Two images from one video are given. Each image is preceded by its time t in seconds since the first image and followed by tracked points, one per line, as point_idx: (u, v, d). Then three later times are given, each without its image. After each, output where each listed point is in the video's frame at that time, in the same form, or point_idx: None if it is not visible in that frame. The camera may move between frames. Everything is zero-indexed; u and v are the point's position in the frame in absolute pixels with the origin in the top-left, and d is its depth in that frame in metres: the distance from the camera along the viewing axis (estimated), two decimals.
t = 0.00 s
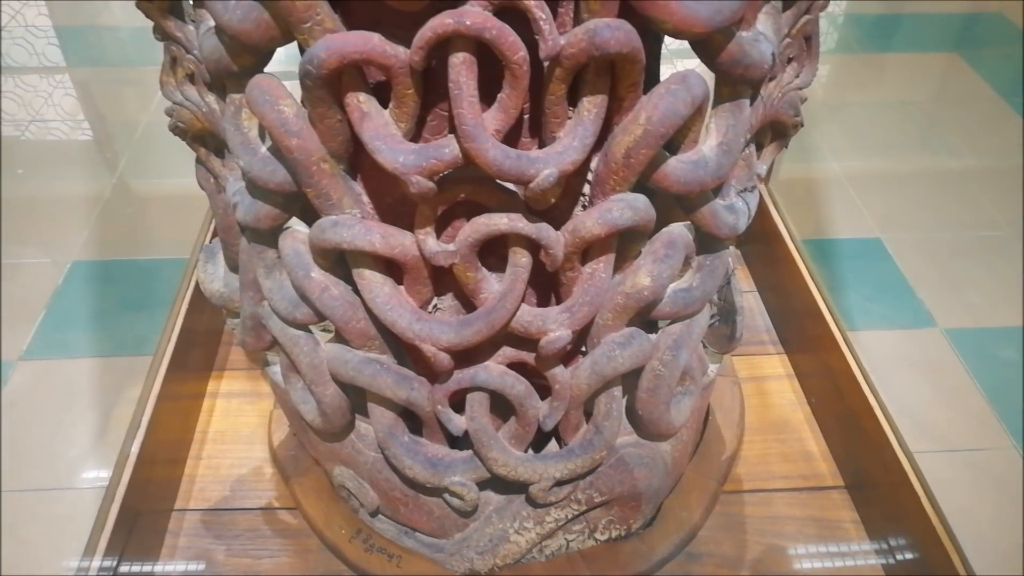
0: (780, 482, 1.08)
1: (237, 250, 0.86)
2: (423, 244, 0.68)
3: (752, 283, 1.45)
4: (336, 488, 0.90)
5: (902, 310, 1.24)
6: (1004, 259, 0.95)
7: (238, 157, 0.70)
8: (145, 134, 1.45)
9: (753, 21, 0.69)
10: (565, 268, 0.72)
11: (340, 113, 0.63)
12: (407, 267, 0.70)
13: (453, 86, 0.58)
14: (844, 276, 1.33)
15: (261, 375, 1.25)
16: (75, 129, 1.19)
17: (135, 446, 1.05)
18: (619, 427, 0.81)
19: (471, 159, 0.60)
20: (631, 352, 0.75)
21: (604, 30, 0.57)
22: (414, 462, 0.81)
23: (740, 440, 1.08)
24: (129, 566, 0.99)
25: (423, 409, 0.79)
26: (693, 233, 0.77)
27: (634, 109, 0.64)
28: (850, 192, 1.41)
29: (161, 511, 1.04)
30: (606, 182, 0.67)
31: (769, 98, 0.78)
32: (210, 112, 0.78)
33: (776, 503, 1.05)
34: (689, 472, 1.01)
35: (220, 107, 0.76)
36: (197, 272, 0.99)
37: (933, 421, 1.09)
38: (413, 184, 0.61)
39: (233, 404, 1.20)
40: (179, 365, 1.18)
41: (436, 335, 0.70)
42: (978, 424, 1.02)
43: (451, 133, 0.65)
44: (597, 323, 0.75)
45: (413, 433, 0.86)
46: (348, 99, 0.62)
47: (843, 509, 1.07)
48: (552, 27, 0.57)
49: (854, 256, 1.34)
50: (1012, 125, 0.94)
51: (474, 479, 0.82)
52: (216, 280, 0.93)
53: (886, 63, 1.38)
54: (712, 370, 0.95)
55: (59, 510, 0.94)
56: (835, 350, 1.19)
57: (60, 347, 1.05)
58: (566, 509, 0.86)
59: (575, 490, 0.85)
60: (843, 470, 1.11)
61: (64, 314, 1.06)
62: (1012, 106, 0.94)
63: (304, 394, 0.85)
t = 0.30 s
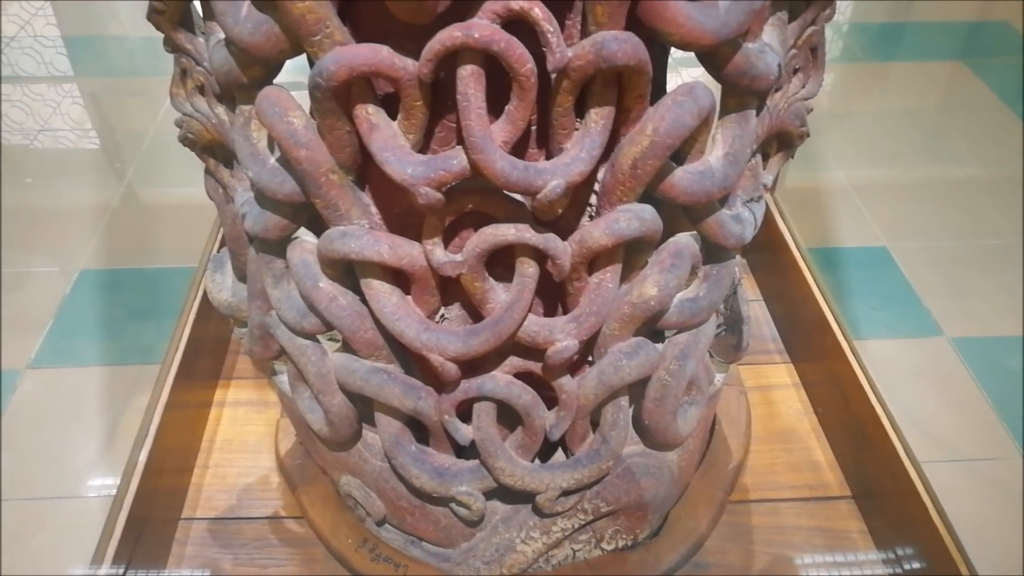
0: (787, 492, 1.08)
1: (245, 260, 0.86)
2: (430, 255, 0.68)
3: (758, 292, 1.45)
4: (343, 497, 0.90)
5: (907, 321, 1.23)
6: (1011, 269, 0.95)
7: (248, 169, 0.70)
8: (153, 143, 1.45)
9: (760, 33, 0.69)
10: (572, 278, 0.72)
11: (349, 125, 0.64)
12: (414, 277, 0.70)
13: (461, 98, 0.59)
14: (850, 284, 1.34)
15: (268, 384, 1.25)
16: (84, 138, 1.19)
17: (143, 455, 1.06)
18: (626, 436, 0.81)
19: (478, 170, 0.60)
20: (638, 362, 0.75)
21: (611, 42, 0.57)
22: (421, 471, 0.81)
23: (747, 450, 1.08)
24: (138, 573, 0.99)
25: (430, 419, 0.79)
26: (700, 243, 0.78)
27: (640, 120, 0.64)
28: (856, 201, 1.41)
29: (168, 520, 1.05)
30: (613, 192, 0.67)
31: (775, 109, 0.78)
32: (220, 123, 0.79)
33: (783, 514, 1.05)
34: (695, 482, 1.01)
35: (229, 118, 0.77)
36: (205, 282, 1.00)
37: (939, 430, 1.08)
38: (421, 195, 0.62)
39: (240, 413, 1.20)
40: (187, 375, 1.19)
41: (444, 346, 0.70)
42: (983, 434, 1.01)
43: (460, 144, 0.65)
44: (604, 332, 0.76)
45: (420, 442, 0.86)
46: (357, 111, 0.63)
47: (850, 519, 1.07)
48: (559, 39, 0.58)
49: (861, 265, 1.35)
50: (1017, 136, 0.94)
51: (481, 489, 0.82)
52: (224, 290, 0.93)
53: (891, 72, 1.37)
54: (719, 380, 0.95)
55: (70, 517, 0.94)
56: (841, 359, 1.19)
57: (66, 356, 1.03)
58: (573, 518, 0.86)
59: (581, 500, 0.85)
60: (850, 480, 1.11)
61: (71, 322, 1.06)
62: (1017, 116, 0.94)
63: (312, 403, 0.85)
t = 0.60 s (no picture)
0: (792, 505, 1.09)
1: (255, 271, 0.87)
2: (438, 268, 0.69)
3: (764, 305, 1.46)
4: (349, 507, 0.91)
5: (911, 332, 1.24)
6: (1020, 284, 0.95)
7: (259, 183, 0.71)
8: (164, 153, 1.47)
9: (765, 51, 0.70)
10: (578, 291, 0.73)
11: (359, 141, 0.65)
12: (422, 290, 0.71)
13: (470, 115, 0.60)
14: (855, 296, 1.34)
15: (275, 393, 1.26)
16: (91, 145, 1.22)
17: (152, 463, 1.07)
18: (630, 448, 0.82)
19: (486, 186, 0.61)
20: (642, 375, 0.76)
21: (618, 62, 0.58)
22: (427, 482, 0.82)
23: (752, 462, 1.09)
24: None
25: (437, 430, 0.80)
26: (705, 257, 0.78)
27: (646, 137, 0.65)
28: (860, 215, 1.42)
29: (175, 528, 1.06)
30: (619, 207, 0.68)
31: (779, 125, 0.79)
32: (232, 137, 0.80)
33: (787, 526, 1.05)
34: (699, 493, 1.02)
35: (241, 132, 0.78)
36: (215, 292, 1.01)
37: (944, 444, 1.08)
38: (429, 210, 0.63)
39: (248, 422, 1.21)
40: (195, 383, 1.20)
41: (451, 358, 0.71)
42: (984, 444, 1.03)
43: (468, 160, 0.66)
44: (609, 345, 0.76)
45: (426, 453, 0.87)
46: (368, 127, 0.64)
47: (854, 531, 1.07)
48: (567, 59, 0.58)
49: (866, 277, 1.35)
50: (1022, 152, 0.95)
51: (486, 500, 0.83)
52: (233, 299, 0.94)
53: (896, 84, 1.39)
54: (723, 392, 0.96)
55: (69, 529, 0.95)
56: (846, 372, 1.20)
57: (78, 364, 1.09)
58: (577, 530, 0.86)
59: (586, 512, 0.85)
60: (855, 492, 1.11)
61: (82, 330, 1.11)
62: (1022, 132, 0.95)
63: (320, 414, 0.86)
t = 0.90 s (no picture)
0: (796, 515, 1.08)
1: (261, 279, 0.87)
2: (444, 277, 0.70)
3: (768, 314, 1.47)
4: (353, 515, 0.91)
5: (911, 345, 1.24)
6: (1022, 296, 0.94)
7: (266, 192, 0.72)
8: (170, 162, 1.48)
9: (768, 63, 0.70)
10: (582, 300, 0.73)
11: (365, 150, 0.65)
12: (427, 299, 0.71)
13: (475, 125, 0.60)
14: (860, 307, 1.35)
15: (280, 402, 1.27)
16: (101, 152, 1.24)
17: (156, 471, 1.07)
18: (635, 457, 0.82)
19: (491, 195, 0.62)
20: (647, 384, 0.76)
21: (622, 73, 0.58)
22: (432, 491, 0.82)
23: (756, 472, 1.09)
24: None
25: (441, 439, 0.80)
26: (708, 267, 0.79)
27: (650, 147, 0.66)
28: (865, 226, 1.42)
29: (179, 536, 1.06)
30: (624, 217, 0.68)
31: (783, 136, 0.79)
32: (238, 146, 0.80)
33: (791, 537, 1.05)
34: (704, 503, 1.01)
35: (248, 141, 0.78)
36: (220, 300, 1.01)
37: (948, 456, 1.08)
38: (435, 219, 0.63)
39: (252, 431, 1.22)
40: (200, 392, 1.20)
41: (456, 367, 0.71)
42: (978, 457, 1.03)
43: (473, 170, 0.67)
44: (613, 355, 0.77)
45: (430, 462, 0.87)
46: (374, 136, 0.64)
47: (858, 543, 1.07)
48: (571, 70, 0.59)
49: (871, 287, 1.35)
50: None
51: (490, 509, 0.83)
52: (239, 307, 0.95)
53: (898, 95, 1.39)
54: (727, 402, 0.96)
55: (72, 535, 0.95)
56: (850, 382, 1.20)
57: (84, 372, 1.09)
58: (581, 539, 0.86)
59: (590, 521, 0.85)
60: (859, 503, 1.11)
61: (87, 337, 1.11)
62: None
63: (324, 422, 0.86)
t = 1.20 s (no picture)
0: (793, 533, 1.08)
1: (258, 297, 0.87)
2: (441, 293, 0.70)
3: (764, 333, 1.46)
4: (348, 534, 0.91)
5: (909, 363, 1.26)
6: None
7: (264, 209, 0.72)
8: (168, 178, 1.48)
9: (762, 83, 0.71)
10: (579, 317, 0.73)
11: (363, 168, 0.65)
12: (424, 315, 0.71)
13: (472, 144, 0.61)
14: (854, 323, 1.36)
15: (276, 419, 1.26)
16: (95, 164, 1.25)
17: (150, 489, 1.07)
18: (631, 475, 0.82)
19: (488, 213, 0.62)
20: (643, 402, 0.76)
21: (618, 93, 0.59)
22: (427, 508, 0.82)
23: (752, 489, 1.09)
24: None
25: (437, 456, 0.80)
26: (704, 284, 0.79)
27: (645, 166, 0.66)
28: (859, 244, 1.44)
29: (173, 555, 1.05)
30: (619, 234, 0.69)
31: (776, 154, 0.80)
32: (236, 163, 0.80)
33: (788, 555, 1.05)
34: (699, 521, 1.01)
35: (246, 158, 0.79)
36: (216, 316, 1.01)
37: (946, 475, 1.11)
38: (432, 236, 0.63)
39: (248, 448, 1.21)
40: (195, 409, 1.19)
41: (452, 384, 0.71)
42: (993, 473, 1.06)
43: (470, 187, 0.67)
44: (609, 372, 0.77)
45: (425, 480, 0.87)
46: (372, 154, 0.65)
47: (854, 559, 1.07)
48: (568, 89, 0.59)
49: (865, 304, 1.37)
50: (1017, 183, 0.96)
51: (486, 527, 0.83)
52: (235, 324, 0.95)
53: (892, 114, 1.40)
54: (722, 420, 0.96)
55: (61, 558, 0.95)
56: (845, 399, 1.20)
57: (82, 389, 1.11)
58: (577, 559, 0.86)
59: (586, 540, 0.85)
60: (855, 520, 1.11)
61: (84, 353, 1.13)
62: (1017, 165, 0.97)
63: (320, 439, 0.86)
